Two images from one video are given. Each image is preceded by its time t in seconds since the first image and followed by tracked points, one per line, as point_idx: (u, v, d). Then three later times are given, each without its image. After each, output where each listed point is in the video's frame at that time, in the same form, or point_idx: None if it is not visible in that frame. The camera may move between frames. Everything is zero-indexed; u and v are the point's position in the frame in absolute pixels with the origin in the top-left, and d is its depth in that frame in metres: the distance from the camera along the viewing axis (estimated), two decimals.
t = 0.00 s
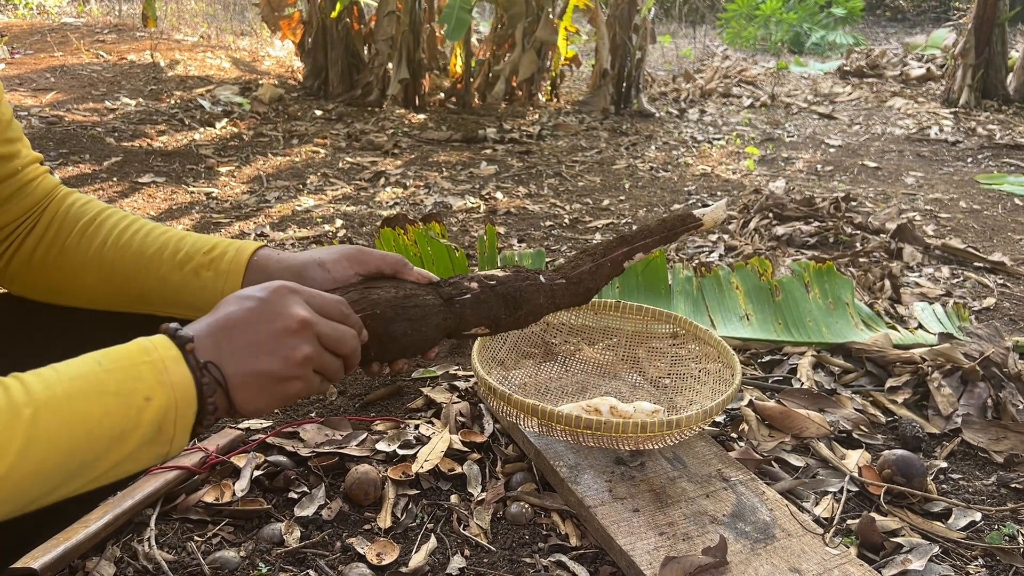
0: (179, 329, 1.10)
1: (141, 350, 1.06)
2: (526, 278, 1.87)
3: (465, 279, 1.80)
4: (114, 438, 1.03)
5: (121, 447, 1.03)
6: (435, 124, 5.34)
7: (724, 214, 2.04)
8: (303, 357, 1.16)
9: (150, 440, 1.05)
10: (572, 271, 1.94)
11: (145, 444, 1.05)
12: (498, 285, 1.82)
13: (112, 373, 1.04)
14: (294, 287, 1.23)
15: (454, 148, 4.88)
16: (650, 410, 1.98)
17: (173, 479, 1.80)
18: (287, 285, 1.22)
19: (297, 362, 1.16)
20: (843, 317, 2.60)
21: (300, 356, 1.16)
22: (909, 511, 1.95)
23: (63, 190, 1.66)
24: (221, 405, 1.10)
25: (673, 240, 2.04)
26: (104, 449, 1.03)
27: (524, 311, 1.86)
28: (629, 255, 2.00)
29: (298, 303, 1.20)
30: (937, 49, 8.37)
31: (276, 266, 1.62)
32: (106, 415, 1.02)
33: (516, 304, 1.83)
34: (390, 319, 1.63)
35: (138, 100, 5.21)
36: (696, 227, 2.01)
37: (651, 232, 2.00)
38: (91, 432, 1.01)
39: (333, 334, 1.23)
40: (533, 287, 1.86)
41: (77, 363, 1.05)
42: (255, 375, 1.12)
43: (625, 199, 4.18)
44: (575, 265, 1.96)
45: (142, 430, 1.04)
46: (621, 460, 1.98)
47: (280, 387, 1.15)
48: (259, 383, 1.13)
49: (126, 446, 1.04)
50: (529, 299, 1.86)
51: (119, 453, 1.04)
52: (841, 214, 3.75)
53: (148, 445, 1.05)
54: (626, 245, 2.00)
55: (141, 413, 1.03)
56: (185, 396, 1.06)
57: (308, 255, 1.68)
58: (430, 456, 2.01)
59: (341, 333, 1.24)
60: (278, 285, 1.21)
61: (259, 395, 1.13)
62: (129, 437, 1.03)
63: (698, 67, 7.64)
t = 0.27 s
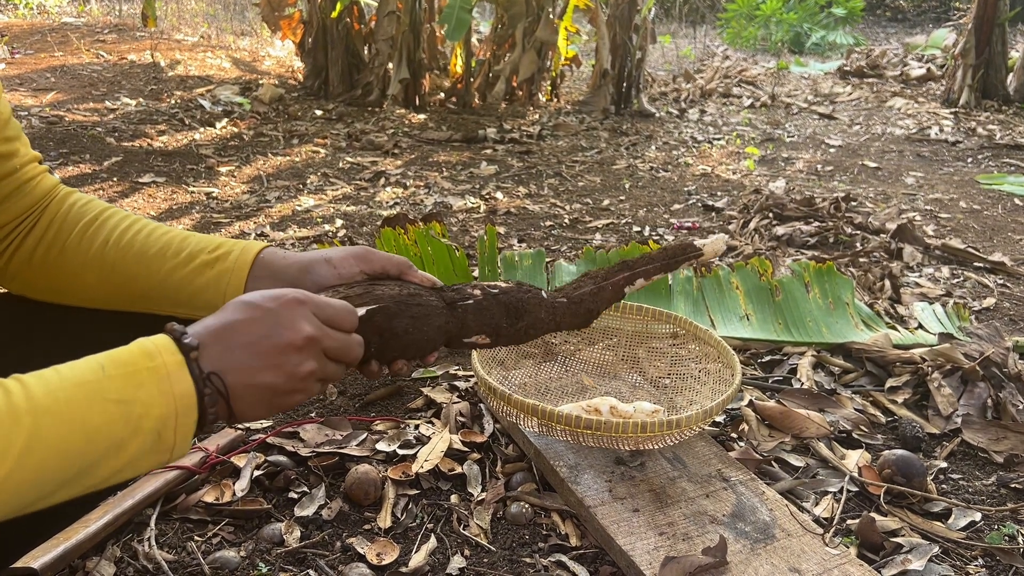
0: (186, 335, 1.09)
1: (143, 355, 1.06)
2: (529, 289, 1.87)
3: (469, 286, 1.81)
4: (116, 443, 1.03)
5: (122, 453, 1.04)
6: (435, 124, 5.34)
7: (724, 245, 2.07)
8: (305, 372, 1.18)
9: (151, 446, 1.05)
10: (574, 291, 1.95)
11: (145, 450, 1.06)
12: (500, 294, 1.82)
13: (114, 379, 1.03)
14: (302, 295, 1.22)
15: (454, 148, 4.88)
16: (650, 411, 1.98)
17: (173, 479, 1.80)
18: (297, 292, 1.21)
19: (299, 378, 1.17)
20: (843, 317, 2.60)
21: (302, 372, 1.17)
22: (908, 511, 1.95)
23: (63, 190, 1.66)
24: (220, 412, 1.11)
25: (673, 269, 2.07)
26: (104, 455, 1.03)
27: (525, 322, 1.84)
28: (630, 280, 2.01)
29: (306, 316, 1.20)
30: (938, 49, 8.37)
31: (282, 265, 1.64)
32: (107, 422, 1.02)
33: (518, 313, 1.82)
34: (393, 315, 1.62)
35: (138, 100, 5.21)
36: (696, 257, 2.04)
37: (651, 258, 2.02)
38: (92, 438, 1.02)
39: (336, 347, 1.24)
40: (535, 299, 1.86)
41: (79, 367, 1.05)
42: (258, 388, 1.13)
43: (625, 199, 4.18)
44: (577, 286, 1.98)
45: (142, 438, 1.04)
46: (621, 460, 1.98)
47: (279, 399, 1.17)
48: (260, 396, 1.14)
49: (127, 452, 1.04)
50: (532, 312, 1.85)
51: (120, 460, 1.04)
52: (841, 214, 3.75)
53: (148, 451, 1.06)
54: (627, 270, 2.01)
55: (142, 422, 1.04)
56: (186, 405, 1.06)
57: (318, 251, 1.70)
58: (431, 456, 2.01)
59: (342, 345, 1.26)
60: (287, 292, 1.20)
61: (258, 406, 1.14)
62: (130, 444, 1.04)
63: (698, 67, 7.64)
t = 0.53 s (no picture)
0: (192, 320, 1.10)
1: (145, 343, 1.06)
2: (520, 287, 1.75)
3: (454, 291, 1.70)
4: (118, 432, 1.03)
5: (126, 441, 1.04)
6: (435, 125, 5.34)
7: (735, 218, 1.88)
8: (317, 362, 1.17)
9: (156, 433, 1.05)
10: (573, 280, 1.80)
11: (151, 436, 1.06)
12: (487, 296, 1.71)
13: (115, 368, 1.03)
14: (319, 291, 1.24)
15: (454, 148, 4.88)
16: (650, 411, 1.98)
17: (173, 480, 1.81)
18: (313, 287, 1.23)
19: (310, 367, 1.16)
20: (843, 317, 2.60)
21: (314, 362, 1.16)
22: (908, 512, 1.95)
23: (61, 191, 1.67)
24: (229, 399, 1.11)
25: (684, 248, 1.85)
26: (108, 445, 1.03)
27: (516, 323, 1.73)
28: (633, 262, 1.83)
29: (320, 309, 1.21)
30: (937, 50, 8.37)
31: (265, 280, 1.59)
32: (109, 411, 1.02)
33: (506, 315, 1.70)
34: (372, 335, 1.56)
35: (138, 100, 5.22)
36: (707, 231, 1.84)
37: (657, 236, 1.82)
38: (95, 427, 1.02)
39: (351, 344, 1.23)
40: (526, 297, 1.73)
41: (79, 358, 1.05)
42: (266, 374, 1.12)
43: (625, 200, 4.18)
44: (576, 273, 1.82)
45: (147, 424, 1.04)
46: (620, 461, 1.98)
47: (289, 390, 1.15)
48: (269, 384, 1.13)
49: (132, 440, 1.04)
50: (522, 310, 1.72)
51: (124, 447, 1.04)
52: (841, 215, 3.75)
53: (153, 438, 1.05)
54: (630, 253, 1.83)
55: (145, 408, 1.03)
56: (190, 389, 1.06)
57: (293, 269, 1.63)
58: (430, 457, 2.01)
59: (358, 345, 1.25)
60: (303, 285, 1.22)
61: (267, 395, 1.14)
62: (133, 431, 1.04)
63: (698, 68, 7.65)
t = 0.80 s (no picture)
0: (222, 329, 1.09)
1: (169, 353, 1.04)
2: (495, 302, 1.71)
3: (421, 305, 1.66)
4: (137, 444, 1.02)
5: (144, 453, 1.03)
6: (435, 126, 5.34)
7: (746, 221, 1.82)
8: (347, 380, 1.18)
9: (175, 446, 1.04)
10: (561, 292, 1.76)
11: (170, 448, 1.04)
12: (456, 312, 1.67)
13: (136, 379, 1.02)
14: (347, 307, 1.25)
15: (454, 149, 4.89)
16: (650, 412, 1.97)
17: (172, 480, 1.80)
18: (343, 303, 1.24)
19: (341, 385, 1.17)
20: (843, 318, 2.60)
21: (345, 379, 1.17)
22: (908, 513, 1.95)
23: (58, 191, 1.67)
24: (256, 412, 1.10)
25: (684, 254, 1.82)
26: (125, 456, 1.02)
27: (490, 340, 1.69)
28: (631, 270, 1.79)
29: (351, 326, 1.22)
30: (937, 51, 8.38)
31: (240, 295, 1.57)
32: (129, 423, 1.01)
33: (477, 333, 1.66)
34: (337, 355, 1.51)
35: (138, 101, 5.22)
36: (713, 235, 1.80)
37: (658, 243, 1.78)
38: (113, 439, 1.00)
39: (377, 363, 1.25)
40: (502, 313, 1.69)
41: (100, 366, 1.03)
42: (297, 390, 1.13)
43: (625, 201, 4.19)
44: (566, 284, 1.78)
45: (166, 437, 1.02)
46: (620, 462, 1.98)
47: (319, 407, 1.15)
48: (299, 400, 1.13)
49: (150, 453, 1.03)
50: (497, 326, 1.69)
51: (143, 459, 1.03)
52: (841, 216, 3.76)
53: (173, 450, 1.04)
54: (626, 260, 1.79)
55: (165, 421, 1.02)
56: (213, 403, 1.04)
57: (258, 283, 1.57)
58: (430, 457, 2.01)
59: (382, 365, 1.27)
60: (333, 301, 1.23)
61: (297, 411, 1.14)
62: (153, 443, 1.02)
63: (698, 69, 7.66)
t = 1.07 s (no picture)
0: (198, 321, 1.09)
1: (147, 347, 1.05)
2: (498, 297, 1.72)
3: (423, 300, 1.68)
4: (120, 439, 1.02)
5: (129, 447, 1.03)
6: (435, 127, 5.35)
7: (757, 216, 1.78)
8: (335, 354, 1.17)
9: (159, 439, 1.04)
10: (567, 290, 1.76)
11: (155, 441, 1.04)
12: (458, 307, 1.67)
13: (114, 373, 1.02)
14: (325, 283, 1.25)
15: (454, 150, 4.89)
16: (649, 413, 1.97)
17: (172, 481, 1.80)
18: (320, 281, 1.24)
19: (329, 359, 1.16)
20: (842, 320, 2.60)
21: (332, 353, 1.17)
22: (908, 514, 1.95)
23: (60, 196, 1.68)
24: (243, 400, 1.10)
25: (693, 251, 1.78)
26: (111, 450, 1.02)
27: (492, 336, 1.68)
28: (638, 268, 1.77)
29: (331, 299, 1.22)
30: (937, 52, 8.38)
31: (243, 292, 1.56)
32: (110, 418, 1.01)
33: (478, 328, 1.66)
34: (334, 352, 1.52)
35: (138, 102, 5.23)
36: (722, 232, 1.77)
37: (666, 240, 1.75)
38: (95, 435, 1.01)
39: (364, 335, 1.24)
40: (505, 308, 1.69)
41: (77, 363, 1.04)
42: (284, 370, 1.12)
43: (625, 202, 4.19)
44: (572, 284, 1.78)
45: (149, 430, 1.02)
46: (620, 463, 1.98)
47: (310, 385, 1.15)
48: (287, 380, 1.13)
49: (134, 447, 1.03)
50: (499, 321, 1.68)
51: (128, 453, 1.03)
52: (841, 217, 3.76)
53: (157, 443, 1.04)
54: (635, 257, 1.77)
55: (147, 414, 1.02)
56: (195, 392, 1.04)
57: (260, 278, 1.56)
58: (429, 458, 2.01)
59: (370, 338, 1.26)
60: (310, 280, 1.23)
61: (288, 392, 1.13)
62: (136, 436, 1.02)
63: (698, 70, 7.66)
